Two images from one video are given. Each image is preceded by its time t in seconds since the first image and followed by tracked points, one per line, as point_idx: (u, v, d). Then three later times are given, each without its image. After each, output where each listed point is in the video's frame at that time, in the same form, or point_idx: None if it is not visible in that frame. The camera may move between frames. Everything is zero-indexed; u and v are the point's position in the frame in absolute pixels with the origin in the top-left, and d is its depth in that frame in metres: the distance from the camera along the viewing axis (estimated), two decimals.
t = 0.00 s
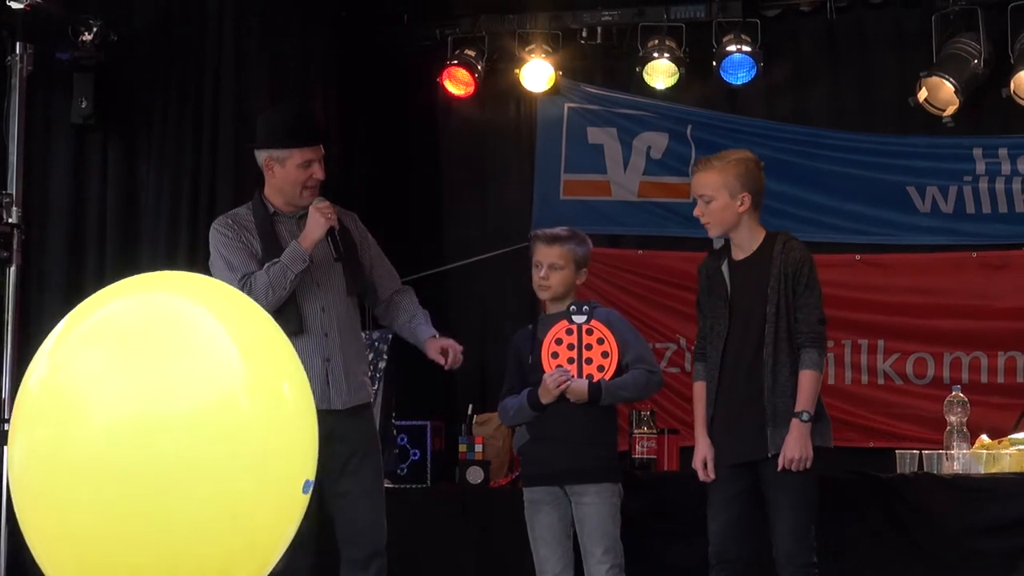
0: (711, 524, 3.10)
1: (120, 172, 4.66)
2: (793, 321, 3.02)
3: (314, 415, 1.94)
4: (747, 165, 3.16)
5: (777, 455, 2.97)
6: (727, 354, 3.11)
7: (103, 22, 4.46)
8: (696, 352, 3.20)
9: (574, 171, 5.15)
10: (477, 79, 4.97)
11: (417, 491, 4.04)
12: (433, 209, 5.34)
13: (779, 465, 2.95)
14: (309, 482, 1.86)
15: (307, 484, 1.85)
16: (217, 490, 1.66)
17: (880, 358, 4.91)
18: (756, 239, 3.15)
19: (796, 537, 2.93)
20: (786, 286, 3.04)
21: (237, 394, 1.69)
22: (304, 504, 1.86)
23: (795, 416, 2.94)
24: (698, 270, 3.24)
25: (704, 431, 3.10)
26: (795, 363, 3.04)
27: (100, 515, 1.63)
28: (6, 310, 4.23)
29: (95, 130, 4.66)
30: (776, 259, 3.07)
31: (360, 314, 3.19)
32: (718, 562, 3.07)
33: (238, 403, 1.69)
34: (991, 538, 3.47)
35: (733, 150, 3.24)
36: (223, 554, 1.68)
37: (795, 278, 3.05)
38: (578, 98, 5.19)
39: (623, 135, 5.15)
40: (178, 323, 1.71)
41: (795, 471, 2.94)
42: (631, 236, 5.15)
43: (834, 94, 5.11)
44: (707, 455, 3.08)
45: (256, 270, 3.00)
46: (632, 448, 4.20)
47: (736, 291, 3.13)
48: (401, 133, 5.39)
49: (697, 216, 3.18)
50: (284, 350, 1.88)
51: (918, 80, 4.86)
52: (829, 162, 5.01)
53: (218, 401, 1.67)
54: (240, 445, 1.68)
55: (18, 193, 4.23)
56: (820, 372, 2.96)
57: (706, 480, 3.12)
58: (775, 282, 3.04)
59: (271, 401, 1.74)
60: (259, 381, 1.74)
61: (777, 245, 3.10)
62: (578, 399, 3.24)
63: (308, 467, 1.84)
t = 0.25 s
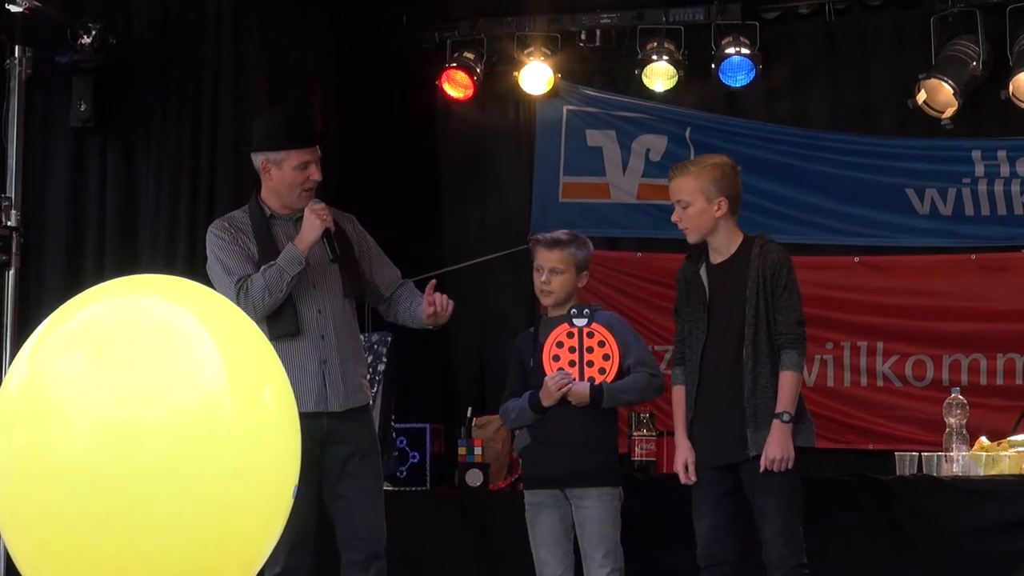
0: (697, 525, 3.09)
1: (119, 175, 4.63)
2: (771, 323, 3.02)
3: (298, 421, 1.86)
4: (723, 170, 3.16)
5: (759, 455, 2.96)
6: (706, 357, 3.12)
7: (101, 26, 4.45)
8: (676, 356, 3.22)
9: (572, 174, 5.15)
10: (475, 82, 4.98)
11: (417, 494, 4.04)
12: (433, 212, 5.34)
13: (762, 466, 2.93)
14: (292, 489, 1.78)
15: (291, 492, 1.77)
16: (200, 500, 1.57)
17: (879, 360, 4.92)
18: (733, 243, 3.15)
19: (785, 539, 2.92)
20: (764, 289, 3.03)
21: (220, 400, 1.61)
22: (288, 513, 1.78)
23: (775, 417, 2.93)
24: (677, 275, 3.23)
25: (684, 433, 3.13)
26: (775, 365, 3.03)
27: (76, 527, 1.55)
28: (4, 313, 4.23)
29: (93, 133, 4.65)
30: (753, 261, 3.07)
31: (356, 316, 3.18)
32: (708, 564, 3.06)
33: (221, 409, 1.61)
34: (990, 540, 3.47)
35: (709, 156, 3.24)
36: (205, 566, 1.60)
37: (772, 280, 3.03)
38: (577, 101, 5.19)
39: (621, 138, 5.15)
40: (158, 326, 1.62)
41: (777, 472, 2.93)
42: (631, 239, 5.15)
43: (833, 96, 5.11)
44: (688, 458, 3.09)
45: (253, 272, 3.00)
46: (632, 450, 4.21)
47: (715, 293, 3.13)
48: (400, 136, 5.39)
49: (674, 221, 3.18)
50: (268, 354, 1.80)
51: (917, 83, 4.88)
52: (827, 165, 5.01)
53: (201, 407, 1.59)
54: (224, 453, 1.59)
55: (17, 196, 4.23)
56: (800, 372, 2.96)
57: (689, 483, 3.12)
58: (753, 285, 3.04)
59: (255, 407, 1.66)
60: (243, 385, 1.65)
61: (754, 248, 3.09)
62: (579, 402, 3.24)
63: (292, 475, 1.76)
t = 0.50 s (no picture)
0: (690, 528, 3.09)
1: (121, 178, 4.66)
2: (760, 324, 3.02)
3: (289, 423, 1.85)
4: (705, 173, 3.18)
5: (751, 455, 2.95)
6: (693, 360, 3.12)
7: (101, 27, 4.51)
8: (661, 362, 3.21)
9: (572, 176, 5.15)
10: (475, 84, 4.98)
11: (418, 496, 4.05)
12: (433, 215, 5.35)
13: (753, 464, 2.93)
14: (284, 492, 1.78)
15: (283, 494, 1.77)
16: (190, 504, 1.57)
17: (879, 362, 4.92)
18: (719, 245, 3.15)
19: (778, 539, 2.91)
20: (751, 290, 3.04)
21: (209, 403, 1.61)
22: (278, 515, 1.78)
23: (765, 416, 2.92)
24: (660, 278, 3.23)
25: (672, 438, 3.12)
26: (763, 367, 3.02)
27: (64, 533, 1.54)
28: (5, 315, 4.23)
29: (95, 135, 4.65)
30: (741, 264, 3.08)
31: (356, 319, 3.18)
32: (703, 566, 3.05)
33: (210, 412, 1.60)
34: (990, 542, 3.47)
35: (687, 161, 3.25)
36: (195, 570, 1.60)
37: (760, 283, 3.05)
38: (577, 103, 5.20)
39: (621, 140, 5.15)
40: (146, 329, 1.62)
41: (767, 471, 2.93)
42: (631, 241, 5.15)
43: (832, 97, 5.11)
44: (677, 463, 3.09)
45: (253, 275, 2.99)
46: (631, 453, 4.21)
47: (700, 295, 3.14)
48: (400, 138, 5.40)
49: (658, 225, 3.17)
50: (259, 356, 1.79)
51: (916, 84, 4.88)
52: (826, 167, 5.02)
53: (190, 410, 1.58)
54: (213, 457, 1.59)
55: (17, 199, 4.24)
56: (788, 372, 2.96)
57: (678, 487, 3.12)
58: (740, 286, 3.05)
59: (246, 410, 1.66)
60: (233, 388, 1.65)
61: (739, 251, 3.10)
62: (579, 402, 3.24)
63: (283, 478, 1.76)
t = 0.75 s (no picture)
0: (690, 530, 3.09)
1: (121, 180, 4.67)
2: (754, 324, 3.03)
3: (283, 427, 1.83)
4: (691, 176, 3.17)
5: (748, 455, 2.95)
6: (688, 361, 3.12)
7: (100, 29, 4.51)
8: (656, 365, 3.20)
9: (572, 177, 5.16)
10: (475, 85, 4.98)
11: (418, 497, 4.05)
12: (433, 216, 5.35)
13: (751, 463, 2.93)
14: (277, 497, 1.76)
15: (276, 499, 1.75)
16: (183, 509, 1.54)
17: (880, 363, 4.92)
18: (708, 247, 3.16)
19: (772, 539, 2.91)
20: (745, 291, 3.05)
21: (204, 406, 1.58)
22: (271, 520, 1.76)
23: (763, 416, 2.92)
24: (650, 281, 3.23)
25: (670, 441, 3.11)
26: (759, 367, 3.03)
27: (55, 536, 1.52)
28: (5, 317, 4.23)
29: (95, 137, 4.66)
30: (732, 265, 3.08)
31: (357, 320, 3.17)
32: (702, 567, 3.05)
33: (205, 416, 1.58)
34: (991, 543, 3.47)
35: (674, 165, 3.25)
36: None
37: (754, 283, 3.06)
38: (577, 104, 5.20)
39: (621, 142, 5.15)
40: (140, 330, 1.60)
41: (766, 470, 2.93)
42: (631, 242, 5.16)
43: (832, 98, 5.11)
44: (677, 467, 3.08)
45: (254, 276, 2.99)
46: (631, 454, 4.21)
47: (692, 296, 3.14)
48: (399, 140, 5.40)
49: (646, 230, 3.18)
50: (254, 359, 1.77)
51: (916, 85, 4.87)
52: (827, 168, 5.02)
53: (185, 413, 1.56)
54: (207, 460, 1.56)
55: (17, 201, 4.24)
56: (785, 372, 2.97)
57: (678, 491, 3.11)
58: (732, 287, 3.05)
59: (240, 413, 1.63)
60: (228, 391, 1.63)
61: (732, 252, 3.11)
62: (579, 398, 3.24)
63: (277, 482, 1.73)
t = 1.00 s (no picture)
0: (691, 530, 3.09)
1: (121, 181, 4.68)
2: (753, 325, 3.02)
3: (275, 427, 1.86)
4: (691, 179, 3.16)
5: (744, 457, 2.94)
6: (689, 361, 3.12)
7: (101, 31, 4.48)
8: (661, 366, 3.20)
9: (572, 177, 5.16)
10: (475, 87, 4.99)
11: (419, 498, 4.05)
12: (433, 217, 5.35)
13: (747, 465, 2.92)
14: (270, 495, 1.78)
15: (269, 497, 1.77)
16: (177, 506, 1.57)
17: (880, 363, 4.92)
18: (708, 248, 3.15)
19: (769, 540, 2.91)
20: (743, 291, 3.04)
21: (196, 405, 1.61)
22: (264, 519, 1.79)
23: (760, 417, 2.92)
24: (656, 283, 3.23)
25: (672, 442, 3.13)
26: (757, 368, 3.02)
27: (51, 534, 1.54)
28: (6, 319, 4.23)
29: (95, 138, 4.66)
30: (731, 265, 3.08)
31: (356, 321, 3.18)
32: (703, 568, 3.05)
33: (198, 415, 1.61)
34: (991, 544, 3.47)
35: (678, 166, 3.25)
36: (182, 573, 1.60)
37: (751, 283, 3.04)
38: (577, 105, 5.21)
39: (621, 142, 5.16)
40: (133, 331, 1.62)
41: (761, 472, 2.93)
42: (631, 243, 5.16)
43: (832, 98, 5.11)
44: (677, 467, 3.10)
45: (253, 278, 2.99)
46: (632, 455, 4.21)
47: (693, 297, 3.14)
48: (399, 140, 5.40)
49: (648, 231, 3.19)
50: (245, 359, 1.80)
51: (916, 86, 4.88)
52: (826, 169, 5.03)
53: (178, 413, 1.59)
54: (200, 458, 1.59)
55: (17, 202, 4.24)
56: (783, 373, 2.96)
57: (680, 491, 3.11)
58: (731, 287, 3.05)
59: (233, 413, 1.66)
60: (221, 391, 1.66)
61: (732, 252, 3.10)
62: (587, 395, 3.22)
63: (269, 481, 1.76)
